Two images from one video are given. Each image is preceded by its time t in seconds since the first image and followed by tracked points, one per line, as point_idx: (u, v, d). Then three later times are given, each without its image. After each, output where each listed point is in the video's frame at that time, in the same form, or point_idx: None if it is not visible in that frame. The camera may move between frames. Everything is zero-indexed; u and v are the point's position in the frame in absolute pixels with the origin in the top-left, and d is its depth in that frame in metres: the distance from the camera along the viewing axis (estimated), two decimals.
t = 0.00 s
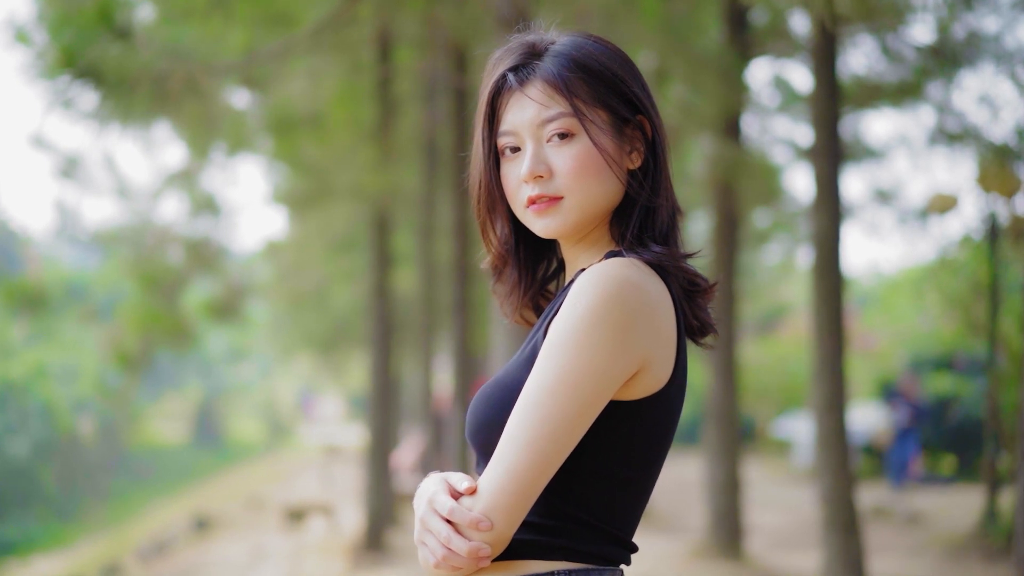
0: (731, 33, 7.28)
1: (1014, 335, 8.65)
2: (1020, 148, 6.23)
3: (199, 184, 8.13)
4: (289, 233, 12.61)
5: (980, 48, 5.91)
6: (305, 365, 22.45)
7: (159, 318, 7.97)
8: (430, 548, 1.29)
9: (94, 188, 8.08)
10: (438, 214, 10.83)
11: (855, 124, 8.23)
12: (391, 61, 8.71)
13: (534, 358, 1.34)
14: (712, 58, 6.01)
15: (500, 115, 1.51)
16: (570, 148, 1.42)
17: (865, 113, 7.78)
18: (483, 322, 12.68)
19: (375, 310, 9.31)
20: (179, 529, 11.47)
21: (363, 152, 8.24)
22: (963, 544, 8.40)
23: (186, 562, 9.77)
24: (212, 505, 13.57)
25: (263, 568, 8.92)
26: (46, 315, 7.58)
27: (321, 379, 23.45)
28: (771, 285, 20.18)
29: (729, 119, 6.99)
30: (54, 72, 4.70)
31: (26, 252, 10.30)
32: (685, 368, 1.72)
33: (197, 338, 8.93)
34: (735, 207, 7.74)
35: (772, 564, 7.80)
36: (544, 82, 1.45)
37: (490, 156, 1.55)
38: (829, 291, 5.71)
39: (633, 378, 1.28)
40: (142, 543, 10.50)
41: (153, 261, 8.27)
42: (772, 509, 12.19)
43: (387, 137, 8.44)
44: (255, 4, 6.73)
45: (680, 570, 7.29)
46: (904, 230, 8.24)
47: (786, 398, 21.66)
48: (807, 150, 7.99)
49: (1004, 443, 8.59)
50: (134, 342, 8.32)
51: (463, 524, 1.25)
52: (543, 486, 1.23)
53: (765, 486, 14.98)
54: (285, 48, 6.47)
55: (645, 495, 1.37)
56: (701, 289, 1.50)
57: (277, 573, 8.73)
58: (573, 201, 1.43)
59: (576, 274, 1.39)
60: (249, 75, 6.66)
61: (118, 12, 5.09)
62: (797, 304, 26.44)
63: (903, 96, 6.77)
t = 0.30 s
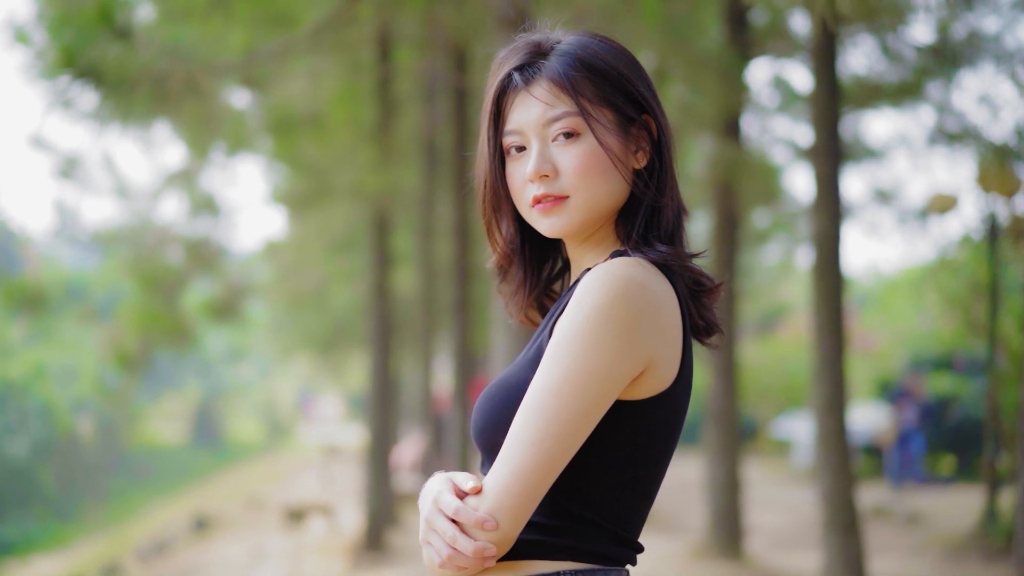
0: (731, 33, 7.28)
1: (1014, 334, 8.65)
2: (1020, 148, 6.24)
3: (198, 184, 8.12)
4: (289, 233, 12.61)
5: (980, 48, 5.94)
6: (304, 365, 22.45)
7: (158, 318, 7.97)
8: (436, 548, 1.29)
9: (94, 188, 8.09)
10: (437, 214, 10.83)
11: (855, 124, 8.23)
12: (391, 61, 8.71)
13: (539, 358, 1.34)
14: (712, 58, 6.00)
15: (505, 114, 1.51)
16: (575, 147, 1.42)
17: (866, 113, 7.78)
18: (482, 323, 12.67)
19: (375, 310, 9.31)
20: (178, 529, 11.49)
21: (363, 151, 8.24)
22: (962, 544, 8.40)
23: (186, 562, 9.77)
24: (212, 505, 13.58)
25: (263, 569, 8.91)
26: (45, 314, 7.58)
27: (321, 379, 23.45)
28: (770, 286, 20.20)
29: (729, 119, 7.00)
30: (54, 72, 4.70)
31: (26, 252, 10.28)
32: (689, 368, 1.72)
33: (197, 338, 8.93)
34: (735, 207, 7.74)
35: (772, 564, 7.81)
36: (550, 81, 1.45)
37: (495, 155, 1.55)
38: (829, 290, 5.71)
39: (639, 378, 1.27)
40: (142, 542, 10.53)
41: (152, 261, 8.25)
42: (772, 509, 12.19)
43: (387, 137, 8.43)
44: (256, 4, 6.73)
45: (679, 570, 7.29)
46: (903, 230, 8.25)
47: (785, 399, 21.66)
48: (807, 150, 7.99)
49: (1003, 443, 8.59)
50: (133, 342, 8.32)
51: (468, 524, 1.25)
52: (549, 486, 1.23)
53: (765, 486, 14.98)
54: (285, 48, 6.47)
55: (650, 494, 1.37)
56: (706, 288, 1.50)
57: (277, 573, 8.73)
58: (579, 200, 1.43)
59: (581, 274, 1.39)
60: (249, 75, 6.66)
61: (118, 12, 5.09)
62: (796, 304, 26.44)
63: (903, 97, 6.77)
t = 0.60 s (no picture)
0: (731, 33, 7.28)
1: (1013, 335, 8.66)
2: (1019, 148, 6.33)
3: (198, 184, 8.08)
4: (288, 233, 12.61)
5: (981, 48, 5.97)
6: (304, 365, 22.46)
7: (157, 319, 7.97)
8: (442, 548, 1.29)
9: (93, 188, 8.10)
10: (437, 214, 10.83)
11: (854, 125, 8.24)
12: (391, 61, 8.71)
13: (546, 358, 1.34)
14: (712, 58, 5.99)
15: (511, 114, 1.51)
16: (581, 146, 1.42)
17: (865, 113, 7.79)
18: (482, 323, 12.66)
19: (375, 311, 9.30)
20: (178, 529, 11.49)
21: (363, 151, 8.23)
22: (962, 544, 8.40)
23: (185, 562, 9.77)
24: (212, 505, 13.59)
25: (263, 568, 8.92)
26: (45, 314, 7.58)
27: (321, 379, 23.46)
28: (770, 285, 20.21)
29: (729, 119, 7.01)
30: (54, 72, 4.69)
31: (25, 253, 10.27)
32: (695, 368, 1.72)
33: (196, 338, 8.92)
34: (735, 207, 7.75)
35: (772, 564, 7.81)
36: (556, 81, 1.45)
37: (502, 155, 1.55)
38: (829, 290, 5.71)
39: (646, 377, 1.27)
40: (141, 542, 10.55)
41: (151, 261, 8.22)
42: (772, 509, 12.19)
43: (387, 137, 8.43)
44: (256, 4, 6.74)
45: (680, 570, 7.29)
46: (903, 230, 8.27)
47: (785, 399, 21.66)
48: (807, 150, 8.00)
49: (1002, 443, 8.59)
50: (133, 342, 8.31)
51: (475, 524, 1.25)
52: (556, 486, 1.23)
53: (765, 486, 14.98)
54: (286, 48, 6.48)
55: (657, 494, 1.37)
56: (713, 288, 1.50)
57: (278, 573, 8.74)
58: (585, 200, 1.43)
59: (587, 274, 1.39)
60: (249, 75, 6.66)
61: (118, 12, 5.08)
62: (795, 304, 26.46)
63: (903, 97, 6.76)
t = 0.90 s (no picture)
0: (730, 32, 7.29)
1: (1012, 335, 8.67)
2: (1018, 147, 6.38)
3: (198, 184, 8.10)
4: (287, 233, 12.61)
5: (980, 48, 5.99)
6: (302, 365, 22.46)
7: (156, 319, 7.96)
8: (447, 548, 1.29)
9: (92, 187, 8.10)
10: (435, 214, 10.84)
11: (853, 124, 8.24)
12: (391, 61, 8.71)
13: (549, 358, 1.34)
14: (711, 58, 5.99)
15: (513, 114, 1.52)
16: (584, 146, 1.42)
17: (865, 113, 7.79)
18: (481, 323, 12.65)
19: (374, 311, 9.29)
20: (177, 530, 11.50)
21: (362, 151, 8.23)
22: (961, 544, 8.41)
23: (185, 562, 9.78)
24: (211, 505, 13.61)
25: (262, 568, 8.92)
26: (43, 314, 7.56)
27: (320, 379, 23.46)
28: (768, 285, 20.23)
29: (728, 119, 7.01)
30: (53, 72, 4.68)
31: (24, 253, 10.26)
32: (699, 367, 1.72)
33: (195, 338, 8.91)
34: (734, 206, 7.74)
35: (771, 564, 7.83)
36: (559, 81, 1.45)
37: (504, 155, 1.55)
38: (829, 290, 5.71)
39: (650, 377, 1.27)
40: (141, 542, 10.57)
41: (150, 261, 8.22)
42: (771, 509, 12.19)
43: (387, 137, 8.43)
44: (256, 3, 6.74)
45: (679, 570, 7.28)
46: (902, 230, 8.29)
47: (784, 399, 21.68)
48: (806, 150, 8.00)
49: (1001, 443, 8.61)
50: (131, 342, 8.29)
51: (480, 525, 1.25)
52: (560, 486, 1.23)
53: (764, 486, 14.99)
54: (286, 48, 6.48)
55: (663, 494, 1.37)
56: (716, 287, 1.51)
57: (277, 573, 8.74)
58: (587, 199, 1.43)
59: (589, 274, 1.39)
60: (249, 74, 6.66)
61: (118, 12, 5.07)
62: (793, 304, 26.49)
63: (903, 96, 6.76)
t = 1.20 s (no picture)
0: (729, 32, 7.29)
1: (1011, 335, 8.68)
2: (1018, 147, 6.40)
3: (197, 183, 8.12)
4: (286, 233, 12.61)
5: (979, 48, 5.98)
6: (301, 365, 22.46)
7: (154, 318, 7.96)
8: (452, 549, 1.30)
9: (91, 187, 8.11)
10: (434, 214, 10.84)
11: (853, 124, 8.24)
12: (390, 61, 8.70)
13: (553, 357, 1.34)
14: (711, 58, 6.00)
15: (517, 113, 1.52)
16: (587, 146, 1.42)
17: (864, 113, 7.79)
18: (480, 323, 12.65)
19: (373, 310, 9.29)
20: (176, 530, 11.51)
21: (361, 151, 8.22)
22: (960, 544, 8.42)
23: (184, 562, 9.79)
24: (210, 505, 13.63)
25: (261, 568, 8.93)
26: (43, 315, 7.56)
27: (319, 378, 23.47)
28: (767, 285, 20.25)
29: (727, 119, 7.02)
30: (53, 71, 4.68)
31: (23, 253, 10.26)
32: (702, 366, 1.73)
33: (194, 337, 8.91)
34: (733, 206, 7.74)
35: (771, 564, 7.83)
36: (563, 79, 1.46)
37: (508, 154, 1.55)
38: (828, 290, 5.72)
39: (653, 376, 1.27)
40: (140, 542, 10.59)
41: (150, 261, 8.22)
42: (770, 509, 12.19)
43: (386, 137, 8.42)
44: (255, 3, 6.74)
45: (678, 571, 7.28)
46: (901, 230, 8.30)
47: (783, 399, 21.69)
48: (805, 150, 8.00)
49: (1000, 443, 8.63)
50: (130, 342, 8.29)
51: (484, 525, 1.25)
52: (564, 486, 1.23)
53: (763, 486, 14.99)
54: (285, 48, 6.48)
55: (666, 492, 1.37)
56: (719, 286, 1.52)
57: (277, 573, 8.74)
58: (590, 199, 1.43)
59: (592, 273, 1.40)
60: (248, 74, 6.66)
61: (117, 12, 5.07)
62: (792, 303, 26.48)
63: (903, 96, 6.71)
